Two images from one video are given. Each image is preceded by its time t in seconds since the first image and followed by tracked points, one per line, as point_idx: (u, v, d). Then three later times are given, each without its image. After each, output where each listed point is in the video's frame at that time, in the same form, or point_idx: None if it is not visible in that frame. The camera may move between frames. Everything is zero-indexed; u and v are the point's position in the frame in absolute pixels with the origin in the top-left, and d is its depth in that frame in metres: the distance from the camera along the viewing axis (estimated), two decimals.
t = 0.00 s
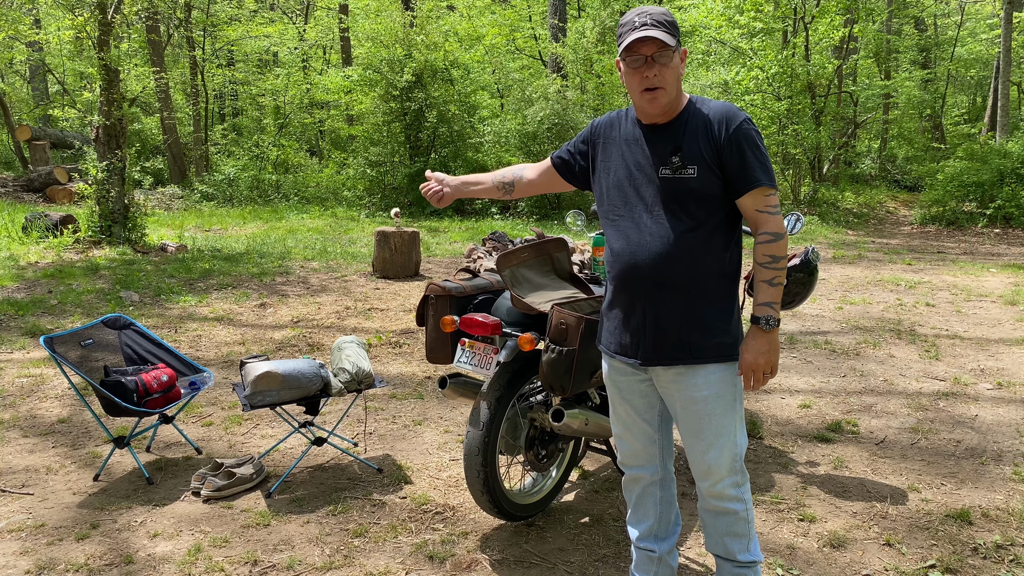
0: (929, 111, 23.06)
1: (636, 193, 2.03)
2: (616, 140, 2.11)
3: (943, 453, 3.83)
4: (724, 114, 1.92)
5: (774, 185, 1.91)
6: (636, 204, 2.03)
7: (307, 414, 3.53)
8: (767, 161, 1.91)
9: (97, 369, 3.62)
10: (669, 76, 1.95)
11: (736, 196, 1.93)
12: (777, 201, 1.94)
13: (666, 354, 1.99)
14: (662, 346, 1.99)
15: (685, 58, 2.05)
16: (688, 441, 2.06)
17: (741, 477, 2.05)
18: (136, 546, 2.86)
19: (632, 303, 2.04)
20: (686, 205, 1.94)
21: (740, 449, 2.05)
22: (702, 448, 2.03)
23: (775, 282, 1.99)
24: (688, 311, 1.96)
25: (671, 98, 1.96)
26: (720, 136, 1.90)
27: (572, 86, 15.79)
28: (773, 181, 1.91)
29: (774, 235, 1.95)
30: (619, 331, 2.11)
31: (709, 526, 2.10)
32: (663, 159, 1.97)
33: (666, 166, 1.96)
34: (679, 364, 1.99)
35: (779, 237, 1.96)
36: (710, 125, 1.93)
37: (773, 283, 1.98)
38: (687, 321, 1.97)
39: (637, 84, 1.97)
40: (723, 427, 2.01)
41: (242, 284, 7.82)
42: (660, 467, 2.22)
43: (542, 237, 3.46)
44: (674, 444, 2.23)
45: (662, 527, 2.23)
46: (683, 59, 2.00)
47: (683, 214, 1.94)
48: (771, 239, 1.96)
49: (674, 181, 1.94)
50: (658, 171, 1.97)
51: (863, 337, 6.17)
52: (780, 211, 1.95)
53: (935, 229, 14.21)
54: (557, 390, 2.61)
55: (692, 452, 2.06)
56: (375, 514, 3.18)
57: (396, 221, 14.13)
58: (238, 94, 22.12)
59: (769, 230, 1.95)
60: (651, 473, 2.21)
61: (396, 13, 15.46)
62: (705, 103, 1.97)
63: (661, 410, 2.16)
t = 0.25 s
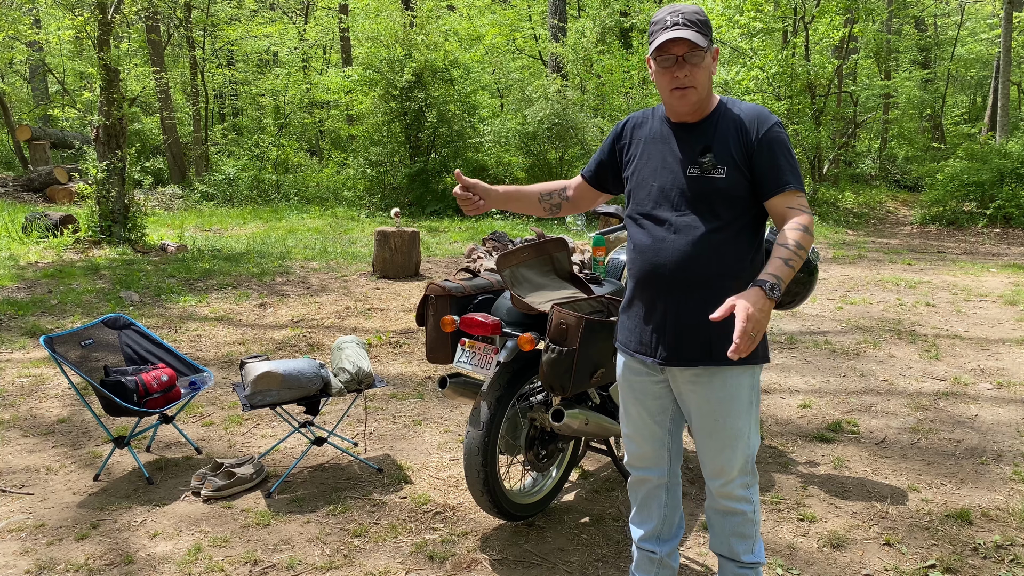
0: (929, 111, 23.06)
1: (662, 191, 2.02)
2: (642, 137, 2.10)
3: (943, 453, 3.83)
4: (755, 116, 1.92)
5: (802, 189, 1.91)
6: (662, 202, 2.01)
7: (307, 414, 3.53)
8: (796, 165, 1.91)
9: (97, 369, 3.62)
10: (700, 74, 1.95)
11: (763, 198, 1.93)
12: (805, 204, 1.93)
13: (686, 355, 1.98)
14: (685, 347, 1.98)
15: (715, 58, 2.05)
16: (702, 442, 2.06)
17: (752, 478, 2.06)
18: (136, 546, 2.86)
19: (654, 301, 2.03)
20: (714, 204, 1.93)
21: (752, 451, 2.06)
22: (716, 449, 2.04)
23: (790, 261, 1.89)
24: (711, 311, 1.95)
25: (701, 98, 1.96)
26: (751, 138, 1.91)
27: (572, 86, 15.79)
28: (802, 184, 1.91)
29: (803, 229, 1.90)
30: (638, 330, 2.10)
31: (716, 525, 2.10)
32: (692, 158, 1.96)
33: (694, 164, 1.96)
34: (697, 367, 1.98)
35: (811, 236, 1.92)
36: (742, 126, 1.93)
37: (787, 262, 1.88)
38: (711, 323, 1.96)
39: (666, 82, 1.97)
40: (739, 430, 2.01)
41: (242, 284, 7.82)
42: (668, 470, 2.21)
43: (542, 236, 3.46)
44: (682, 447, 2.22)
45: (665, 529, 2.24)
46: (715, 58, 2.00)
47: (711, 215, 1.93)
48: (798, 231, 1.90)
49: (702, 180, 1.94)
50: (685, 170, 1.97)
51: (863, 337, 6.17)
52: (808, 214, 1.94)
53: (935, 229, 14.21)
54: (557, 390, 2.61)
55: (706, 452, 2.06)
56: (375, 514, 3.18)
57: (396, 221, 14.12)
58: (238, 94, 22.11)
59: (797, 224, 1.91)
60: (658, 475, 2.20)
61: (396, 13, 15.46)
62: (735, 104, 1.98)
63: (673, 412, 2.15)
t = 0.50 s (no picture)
0: (928, 111, 23.07)
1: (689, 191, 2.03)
2: (670, 139, 2.12)
3: (943, 453, 3.83)
4: (784, 118, 1.93)
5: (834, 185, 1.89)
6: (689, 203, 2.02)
7: (307, 414, 3.53)
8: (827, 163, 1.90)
9: (97, 369, 3.63)
10: (723, 74, 1.96)
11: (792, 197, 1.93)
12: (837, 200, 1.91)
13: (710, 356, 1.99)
14: (708, 347, 1.99)
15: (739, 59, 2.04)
16: (717, 440, 2.08)
17: (763, 479, 2.08)
18: (136, 546, 2.86)
19: (679, 301, 2.04)
20: (742, 204, 1.93)
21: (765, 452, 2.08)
22: (730, 448, 2.06)
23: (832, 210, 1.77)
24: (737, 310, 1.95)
25: (725, 101, 1.98)
26: (780, 139, 1.91)
27: (572, 86, 15.79)
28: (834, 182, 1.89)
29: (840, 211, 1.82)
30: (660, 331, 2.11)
31: (724, 524, 2.11)
32: (719, 159, 1.98)
33: (723, 165, 1.97)
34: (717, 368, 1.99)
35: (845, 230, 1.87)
36: (771, 127, 1.93)
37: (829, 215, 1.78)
38: (736, 323, 1.96)
39: (688, 87, 1.98)
40: (755, 430, 2.03)
41: (242, 284, 7.82)
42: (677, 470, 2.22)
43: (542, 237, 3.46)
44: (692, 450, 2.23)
45: (668, 529, 2.24)
46: (738, 60, 2.01)
47: (739, 215, 1.93)
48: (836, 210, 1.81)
49: (730, 181, 1.94)
50: (713, 171, 1.98)
51: (863, 337, 6.17)
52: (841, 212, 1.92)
53: (935, 229, 14.20)
54: (557, 390, 2.62)
55: (720, 451, 2.08)
56: (375, 514, 3.18)
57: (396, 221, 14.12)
58: (238, 94, 22.11)
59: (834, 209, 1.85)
60: (668, 476, 2.21)
61: (396, 13, 15.47)
62: (763, 106, 1.98)
63: (686, 412, 2.17)
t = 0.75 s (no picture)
0: (928, 111, 23.07)
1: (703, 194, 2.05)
2: (686, 141, 2.13)
3: (943, 453, 3.83)
4: (801, 118, 1.92)
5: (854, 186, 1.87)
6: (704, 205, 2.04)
7: (307, 414, 3.53)
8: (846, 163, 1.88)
9: (97, 370, 3.63)
10: (733, 75, 1.96)
11: (808, 198, 1.92)
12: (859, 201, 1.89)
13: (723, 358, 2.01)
14: (721, 348, 2.01)
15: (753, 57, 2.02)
16: (728, 437, 2.09)
17: (772, 476, 2.10)
18: (135, 546, 2.86)
19: (691, 304, 2.06)
20: (755, 207, 1.95)
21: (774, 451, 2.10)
22: (743, 446, 2.07)
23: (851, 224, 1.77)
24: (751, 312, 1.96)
25: (735, 102, 1.98)
26: (797, 140, 1.91)
27: (572, 86, 15.79)
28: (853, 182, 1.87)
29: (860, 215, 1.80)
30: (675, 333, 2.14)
31: (732, 520, 2.12)
32: (734, 162, 1.99)
33: (737, 167, 1.98)
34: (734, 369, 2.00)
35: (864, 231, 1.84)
36: (788, 128, 1.93)
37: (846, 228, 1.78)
38: (749, 325, 1.97)
39: (696, 91, 1.99)
40: (768, 430, 2.05)
41: (242, 284, 7.82)
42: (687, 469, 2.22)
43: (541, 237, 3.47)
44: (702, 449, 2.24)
45: (673, 528, 2.24)
46: (753, 60, 2.00)
47: (752, 218, 1.95)
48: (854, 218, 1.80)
49: (744, 184, 1.96)
50: (728, 174, 1.99)
51: (864, 337, 6.17)
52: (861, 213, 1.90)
53: (935, 229, 14.20)
54: (557, 390, 2.61)
55: (732, 449, 2.09)
56: (375, 514, 3.18)
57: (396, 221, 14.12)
58: (238, 94, 22.11)
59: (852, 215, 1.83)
60: (678, 474, 2.20)
61: (396, 13, 15.47)
62: (780, 106, 1.97)
63: (700, 411, 2.17)
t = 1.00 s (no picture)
0: (928, 111, 23.08)
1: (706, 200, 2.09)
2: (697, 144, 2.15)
3: (943, 453, 3.83)
4: (802, 128, 1.87)
5: (855, 205, 1.84)
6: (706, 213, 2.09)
7: (307, 414, 3.53)
8: (848, 180, 1.84)
9: (97, 370, 3.63)
10: (713, 96, 1.95)
11: (809, 212, 1.90)
12: (861, 219, 1.86)
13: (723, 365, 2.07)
14: (719, 356, 2.07)
15: (749, 62, 1.96)
16: (734, 437, 2.11)
17: (778, 479, 2.11)
18: (135, 546, 2.86)
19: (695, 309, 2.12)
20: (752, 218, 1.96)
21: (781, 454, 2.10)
22: (748, 445, 2.08)
23: (818, 289, 1.86)
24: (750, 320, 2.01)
25: (725, 114, 1.97)
26: (795, 150, 1.88)
27: (572, 86, 15.80)
28: (853, 200, 1.84)
29: (842, 254, 1.86)
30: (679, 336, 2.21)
31: (735, 520, 2.13)
32: (735, 171, 1.99)
33: (736, 177, 1.99)
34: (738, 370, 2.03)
35: (854, 259, 1.86)
36: (790, 137, 1.89)
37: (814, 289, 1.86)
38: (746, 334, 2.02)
39: (685, 111, 2.03)
40: (772, 431, 2.05)
41: (242, 284, 7.82)
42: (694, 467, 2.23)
43: (541, 236, 3.47)
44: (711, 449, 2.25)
45: (680, 525, 2.24)
46: (742, 73, 1.95)
47: (752, 230, 1.97)
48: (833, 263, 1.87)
49: (742, 194, 1.97)
50: (728, 183, 2.01)
51: (863, 337, 6.17)
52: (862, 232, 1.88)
53: (935, 229, 14.21)
54: (557, 390, 2.61)
55: (737, 449, 2.11)
56: (375, 514, 3.18)
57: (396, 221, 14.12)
58: (238, 94, 22.14)
59: (838, 247, 1.87)
60: (686, 471, 2.22)
61: (396, 13, 15.47)
62: (786, 113, 1.92)
63: (709, 408, 2.19)
